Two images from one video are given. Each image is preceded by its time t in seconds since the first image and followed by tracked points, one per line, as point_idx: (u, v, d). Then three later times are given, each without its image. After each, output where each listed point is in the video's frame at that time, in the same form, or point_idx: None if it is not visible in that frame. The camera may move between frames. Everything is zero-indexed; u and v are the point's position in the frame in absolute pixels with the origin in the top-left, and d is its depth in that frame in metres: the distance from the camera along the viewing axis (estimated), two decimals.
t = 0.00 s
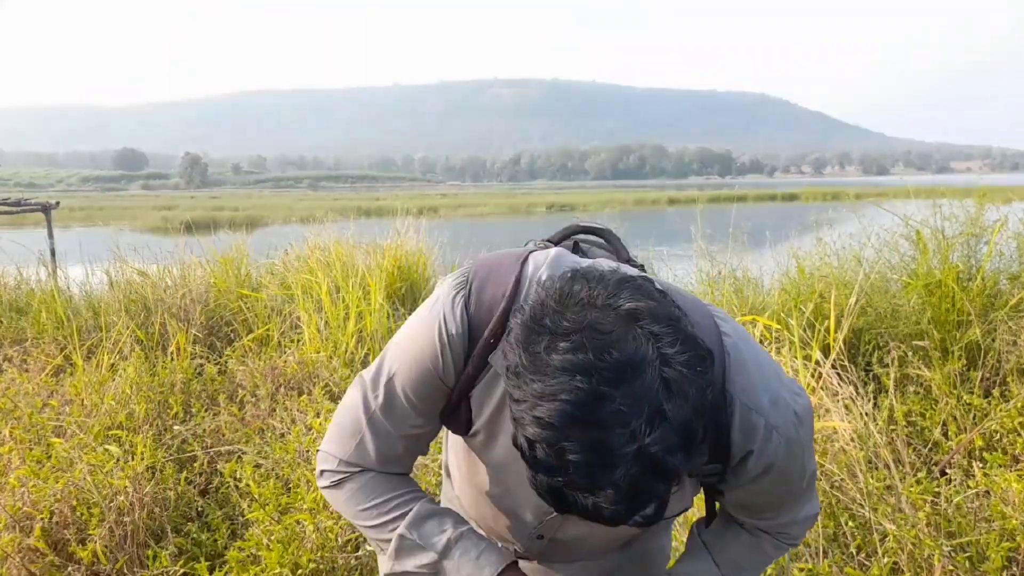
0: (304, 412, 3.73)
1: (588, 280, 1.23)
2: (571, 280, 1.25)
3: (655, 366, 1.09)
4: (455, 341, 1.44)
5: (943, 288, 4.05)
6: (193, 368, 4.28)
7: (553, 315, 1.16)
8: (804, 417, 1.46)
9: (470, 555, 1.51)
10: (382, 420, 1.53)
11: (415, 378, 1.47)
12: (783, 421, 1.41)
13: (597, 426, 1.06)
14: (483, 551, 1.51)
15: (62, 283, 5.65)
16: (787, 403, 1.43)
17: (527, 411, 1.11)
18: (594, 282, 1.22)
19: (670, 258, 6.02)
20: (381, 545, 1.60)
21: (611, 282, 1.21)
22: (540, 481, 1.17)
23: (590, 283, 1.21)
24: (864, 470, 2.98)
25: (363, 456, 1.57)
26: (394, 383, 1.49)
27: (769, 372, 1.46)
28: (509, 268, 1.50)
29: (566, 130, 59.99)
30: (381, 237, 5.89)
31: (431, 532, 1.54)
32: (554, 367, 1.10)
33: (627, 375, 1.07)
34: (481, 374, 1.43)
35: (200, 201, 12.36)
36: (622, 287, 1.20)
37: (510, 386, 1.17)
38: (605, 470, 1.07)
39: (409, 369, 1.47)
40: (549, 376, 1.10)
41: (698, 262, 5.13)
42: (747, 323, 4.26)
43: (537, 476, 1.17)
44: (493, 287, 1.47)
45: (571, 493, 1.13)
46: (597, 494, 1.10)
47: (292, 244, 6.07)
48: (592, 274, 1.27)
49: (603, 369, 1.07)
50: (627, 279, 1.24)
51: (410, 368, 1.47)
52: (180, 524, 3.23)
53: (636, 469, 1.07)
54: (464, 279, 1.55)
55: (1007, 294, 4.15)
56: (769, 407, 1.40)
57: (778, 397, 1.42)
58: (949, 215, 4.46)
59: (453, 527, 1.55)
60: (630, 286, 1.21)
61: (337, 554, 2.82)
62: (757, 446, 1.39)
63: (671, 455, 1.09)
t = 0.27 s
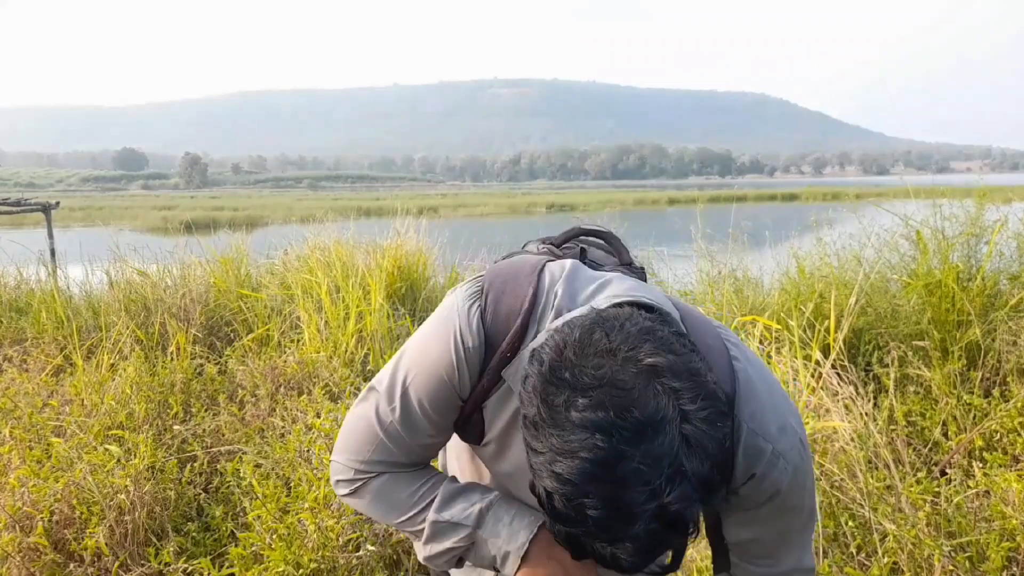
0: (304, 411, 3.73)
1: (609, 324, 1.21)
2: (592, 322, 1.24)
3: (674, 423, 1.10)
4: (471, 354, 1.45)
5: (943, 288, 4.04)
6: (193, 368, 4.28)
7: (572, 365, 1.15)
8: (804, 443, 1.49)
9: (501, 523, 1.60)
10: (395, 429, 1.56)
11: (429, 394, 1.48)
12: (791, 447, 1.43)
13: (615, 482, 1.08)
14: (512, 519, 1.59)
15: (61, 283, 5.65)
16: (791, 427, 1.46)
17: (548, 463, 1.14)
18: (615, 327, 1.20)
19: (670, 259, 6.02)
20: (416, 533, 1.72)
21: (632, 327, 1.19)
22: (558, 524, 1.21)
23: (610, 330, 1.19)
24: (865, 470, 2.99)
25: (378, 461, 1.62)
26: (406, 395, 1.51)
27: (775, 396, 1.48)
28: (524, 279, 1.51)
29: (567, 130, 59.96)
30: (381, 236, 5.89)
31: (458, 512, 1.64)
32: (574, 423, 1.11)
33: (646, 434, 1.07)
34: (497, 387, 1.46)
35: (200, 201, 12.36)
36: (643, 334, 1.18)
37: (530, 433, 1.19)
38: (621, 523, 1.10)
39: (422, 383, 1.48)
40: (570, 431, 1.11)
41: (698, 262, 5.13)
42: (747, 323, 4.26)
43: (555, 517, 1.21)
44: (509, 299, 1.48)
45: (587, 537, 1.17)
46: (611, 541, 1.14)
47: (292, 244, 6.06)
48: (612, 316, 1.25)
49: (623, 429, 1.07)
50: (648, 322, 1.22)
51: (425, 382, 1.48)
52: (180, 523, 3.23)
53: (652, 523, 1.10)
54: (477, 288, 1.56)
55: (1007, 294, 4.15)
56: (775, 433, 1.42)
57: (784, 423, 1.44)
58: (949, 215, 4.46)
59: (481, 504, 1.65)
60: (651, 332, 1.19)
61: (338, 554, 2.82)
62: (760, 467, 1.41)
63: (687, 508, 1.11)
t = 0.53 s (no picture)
0: (304, 411, 3.73)
1: (611, 384, 1.20)
2: (595, 380, 1.23)
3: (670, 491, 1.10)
4: (483, 377, 1.46)
5: (943, 288, 4.04)
6: (193, 368, 4.27)
7: (571, 429, 1.15)
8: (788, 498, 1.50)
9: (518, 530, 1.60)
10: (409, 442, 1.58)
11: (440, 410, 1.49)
12: (772, 521, 1.46)
13: (607, 546, 1.10)
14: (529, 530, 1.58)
15: (61, 283, 5.65)
16: (779, 492, 1.48)
17: (544, 524, 1.15)
18: (618, 388, 1.19)
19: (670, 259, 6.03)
20: (445, 544, 1.73)
21: (633, 389, 1.19)
22: None
23: (611, 390, 1.18)
24: (865, 470, 2.99)
25: (393, 479, 1.64)
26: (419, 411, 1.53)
27: (770, 458, 1.50)
28: (542, 305, 1.51)
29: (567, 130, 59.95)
30: (381, 236, 5.89)
31: (482, 526, 1.63)
32: (571, 488, 1.11)
33: (639, 502, 1.08)
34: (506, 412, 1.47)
35: (200, 201, 12.36)
36: (645, 397, 1.17)
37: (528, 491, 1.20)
38: None
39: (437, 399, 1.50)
40: (567, 496, 1.12)
41: (698, 262, 5.13)
42: (747, 323, 4.26)
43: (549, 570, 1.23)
44: (524, 327, 1.48)
45: None
46: None
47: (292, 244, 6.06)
48: (616, 372, 1.24)
49: (618, 497, 1.08)
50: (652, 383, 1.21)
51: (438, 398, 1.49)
52: (180, 523, 3.24)
53: None
54: (494, 307, 1.57)
55: (1007, 294, 4.15)
56: (759, 504, 1.45)
57: (773, 492, 1.46)
58: (949, 214, 4.46)
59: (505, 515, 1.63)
60: (654, 395, 1.18)
61: (338, 554, 2.82)
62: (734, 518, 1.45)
63: None
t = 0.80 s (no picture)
0: (304, 411, 3.73)
1: (581, 434, 1.13)
2: (565, 428, 1.16)
3: (637, 552, 1.03)
4: (472, 405, 1.46)
5: (943, 288, 4.05)
6: (193, 368, 4.27)
7: (536, 485, 1.10)
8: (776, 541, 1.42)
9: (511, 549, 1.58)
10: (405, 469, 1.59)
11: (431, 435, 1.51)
12: (758, 552, 1.40)
13: None
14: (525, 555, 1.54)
15: (61, 283, 5.65)
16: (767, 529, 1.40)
17: None
18: (587, 439, 1.12)
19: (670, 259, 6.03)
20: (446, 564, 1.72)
21: (602, 440, 1.11)
22: None
23: (580, 443, 1.12)
24: (864, 470, 2.99)
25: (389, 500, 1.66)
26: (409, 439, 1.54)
27: (763, 492, 1.42)
28: (531, 330, 1.47)
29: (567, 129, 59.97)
30: (381, 236, 5.88)
31: (477, 543, 1.62)
32: (536, 547, 1.07)
33: (605, 565, 1.02)
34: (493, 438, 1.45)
35: (201, 201, 12.37)
36: (615, 449, 1.10)
37: (501, 544, 1.17)
38: None
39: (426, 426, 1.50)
40: (533, 555, 1.07)
41: (698, 262, 5.14)
42: (747, 323, 4.27)
43: None
44: (512, 355, 1.45)
45: None
46: None
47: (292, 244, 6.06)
48: (588, 419, 1.17)
49: (582, 559, 1.03)
50: (624, 432, 1.13)
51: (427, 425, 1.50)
52: (180, 523, 3.24)
53: None
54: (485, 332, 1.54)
55: (1007, 294, 4.15)
56: (744, 540, 1.39)
57: (761, 526, 1.40)
58: (949, 214, 4.46)
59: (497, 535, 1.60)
60: (625, 447, 1.10)
61: (338, 554, 2.82)
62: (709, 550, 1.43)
63: None
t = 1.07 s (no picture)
0: (303, 412, 3.73)
1: (569, 423, 1.16)
2: (553, 419, 1.18)
3: (621, 539, 1.03)
4: (471, 407, 1.46)
5: (943, 288, 4.05)
6: (193, 368, 4.27)
7: (522, 472, 1.12)
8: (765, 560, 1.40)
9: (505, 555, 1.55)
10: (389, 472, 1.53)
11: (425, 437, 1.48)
12: (751, 566, 1.39)
13: None
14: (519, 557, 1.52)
15: (61, 283, 5.65)
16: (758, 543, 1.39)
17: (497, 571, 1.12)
18: (574, 428, 1.15)
19: (670, 259, 6.03)
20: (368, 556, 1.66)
21: (589, 429, 1.14)
22: None
23: (566, 431, 1.14)
24: (864, 470, 2.99)
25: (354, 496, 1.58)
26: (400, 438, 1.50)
27: (759, 505, 1.40)
28: (531, 332, 1.49)
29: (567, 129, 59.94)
30: (381, 237, 5.88)
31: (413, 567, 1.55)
32: (521, 534, 1.08)
33: (589, 550, 1.03)
34: (488, 440, 1.45)
35: (201, 202, 12.36)
36: (602, 437, 1.12)
37: (484, 536, 1.18)
38: None
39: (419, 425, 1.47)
40: (518, 542, 1.08)
41: (698, 262, 5.14)
42: (747, 323, 4.27)
43: None
44: (512, 358, 1.47)
45: None
46: None
47: (292, 244, 6.06)
48: (577, 410, 1.20)
49: (566, 545, 1.04)
50: (612, 423, 1.15)
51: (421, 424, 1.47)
52: (180, 523, 3.24)
53: None
54: (486, 334, 1.57)
55: (1007, 294, 4.14)
56: (735, 555, 1.38)
57: (754, 539, 1.39)
58: (949, 214, 4.45)
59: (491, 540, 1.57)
60: (612, 436, 1.12)
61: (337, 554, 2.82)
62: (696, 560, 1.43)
63: None
